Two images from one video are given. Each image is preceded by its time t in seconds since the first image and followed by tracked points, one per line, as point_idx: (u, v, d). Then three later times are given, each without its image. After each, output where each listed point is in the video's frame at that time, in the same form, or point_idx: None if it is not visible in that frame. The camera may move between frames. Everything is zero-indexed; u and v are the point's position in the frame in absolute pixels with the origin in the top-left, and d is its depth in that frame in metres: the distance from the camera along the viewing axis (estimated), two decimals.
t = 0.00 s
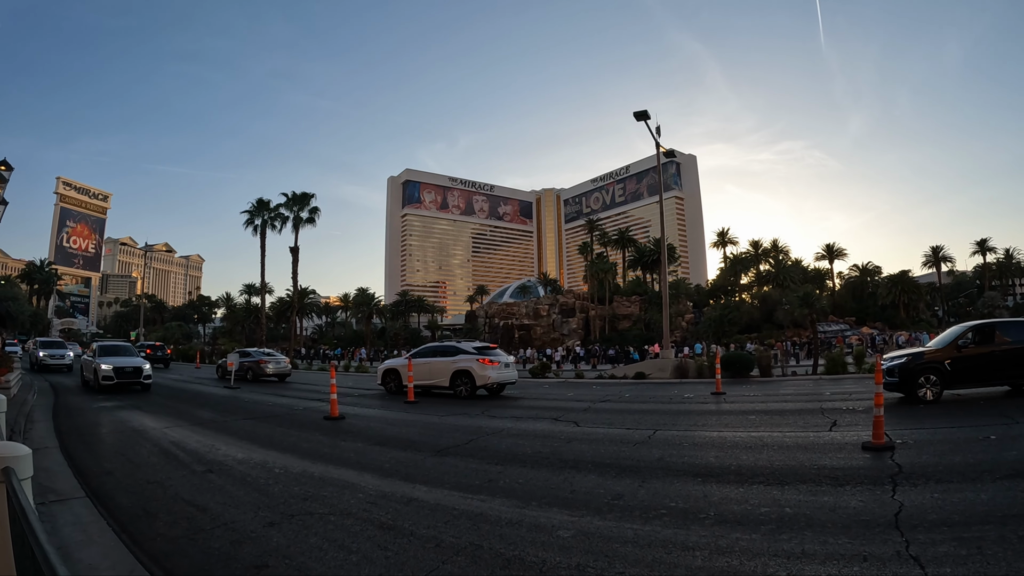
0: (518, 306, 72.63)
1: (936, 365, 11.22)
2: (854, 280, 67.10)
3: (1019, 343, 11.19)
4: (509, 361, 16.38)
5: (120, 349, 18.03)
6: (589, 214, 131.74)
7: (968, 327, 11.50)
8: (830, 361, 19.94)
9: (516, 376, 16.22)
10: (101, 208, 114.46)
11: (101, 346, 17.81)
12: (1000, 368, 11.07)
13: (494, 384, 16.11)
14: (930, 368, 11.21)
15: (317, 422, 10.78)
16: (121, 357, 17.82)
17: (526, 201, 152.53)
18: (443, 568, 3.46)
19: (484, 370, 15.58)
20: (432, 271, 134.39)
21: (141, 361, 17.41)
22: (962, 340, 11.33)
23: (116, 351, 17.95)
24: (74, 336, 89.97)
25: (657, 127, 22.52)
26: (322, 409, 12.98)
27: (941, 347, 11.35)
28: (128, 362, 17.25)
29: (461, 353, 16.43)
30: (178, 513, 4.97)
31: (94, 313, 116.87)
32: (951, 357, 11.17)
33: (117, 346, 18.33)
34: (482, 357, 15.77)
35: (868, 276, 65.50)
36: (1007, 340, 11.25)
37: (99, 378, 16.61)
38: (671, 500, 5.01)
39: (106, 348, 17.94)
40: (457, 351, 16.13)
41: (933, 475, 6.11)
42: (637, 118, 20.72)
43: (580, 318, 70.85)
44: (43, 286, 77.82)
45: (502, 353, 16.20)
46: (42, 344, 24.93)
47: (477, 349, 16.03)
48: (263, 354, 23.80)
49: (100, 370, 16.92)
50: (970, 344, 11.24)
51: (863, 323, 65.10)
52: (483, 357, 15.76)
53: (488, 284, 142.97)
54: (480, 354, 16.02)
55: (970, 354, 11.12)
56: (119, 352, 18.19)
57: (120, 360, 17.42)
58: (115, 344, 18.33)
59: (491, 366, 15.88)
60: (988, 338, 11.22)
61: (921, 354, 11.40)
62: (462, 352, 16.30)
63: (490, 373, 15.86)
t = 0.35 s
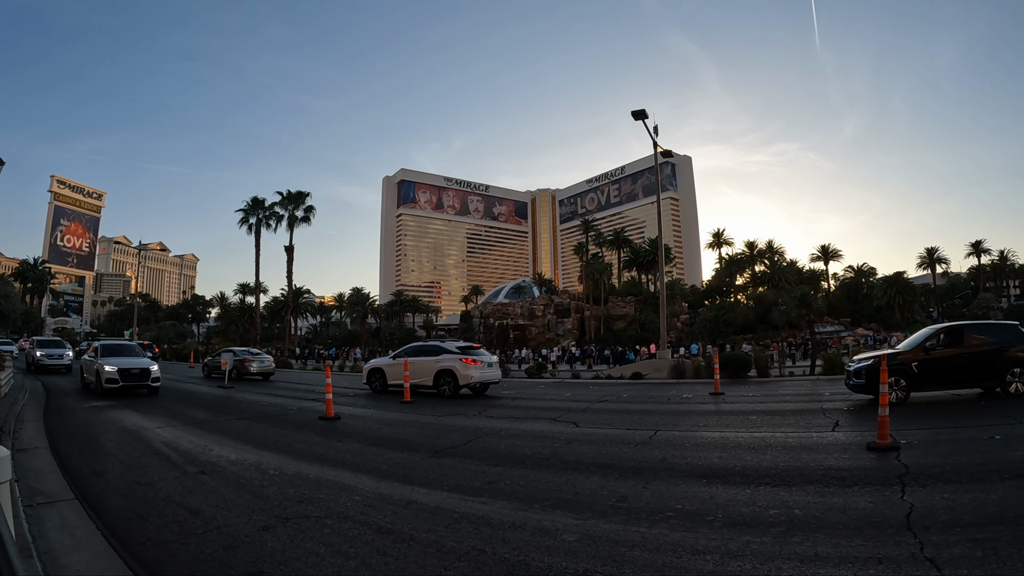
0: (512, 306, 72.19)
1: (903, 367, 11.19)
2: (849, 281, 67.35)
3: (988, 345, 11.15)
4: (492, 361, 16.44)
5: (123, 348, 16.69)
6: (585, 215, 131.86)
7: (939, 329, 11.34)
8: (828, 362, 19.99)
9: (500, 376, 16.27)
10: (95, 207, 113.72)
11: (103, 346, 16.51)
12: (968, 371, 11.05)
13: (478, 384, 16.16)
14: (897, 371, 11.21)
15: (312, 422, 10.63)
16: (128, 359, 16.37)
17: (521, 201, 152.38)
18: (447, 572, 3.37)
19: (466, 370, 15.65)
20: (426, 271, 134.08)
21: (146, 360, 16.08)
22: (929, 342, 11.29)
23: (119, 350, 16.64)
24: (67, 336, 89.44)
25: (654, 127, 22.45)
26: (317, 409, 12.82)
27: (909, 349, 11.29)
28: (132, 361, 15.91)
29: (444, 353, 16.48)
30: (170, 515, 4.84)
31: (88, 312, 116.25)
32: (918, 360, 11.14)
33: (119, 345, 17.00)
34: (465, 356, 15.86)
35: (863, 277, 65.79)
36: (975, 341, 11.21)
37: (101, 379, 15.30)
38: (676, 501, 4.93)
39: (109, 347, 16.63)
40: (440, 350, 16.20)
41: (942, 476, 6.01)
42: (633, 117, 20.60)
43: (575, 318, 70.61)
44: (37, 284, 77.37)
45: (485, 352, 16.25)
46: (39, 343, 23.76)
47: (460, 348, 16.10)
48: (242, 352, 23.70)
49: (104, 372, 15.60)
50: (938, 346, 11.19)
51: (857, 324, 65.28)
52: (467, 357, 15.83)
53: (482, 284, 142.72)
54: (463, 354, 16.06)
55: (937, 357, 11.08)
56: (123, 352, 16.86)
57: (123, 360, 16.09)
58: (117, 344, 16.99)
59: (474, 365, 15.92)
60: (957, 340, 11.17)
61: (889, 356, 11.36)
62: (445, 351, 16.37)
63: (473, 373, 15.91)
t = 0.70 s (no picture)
0: (512, 307, 72.10)
1: (879, 370, 11.04)
2: (848, 283, 67.57)
3: (962, 347, 11.13)
4: (479, 361, 16.54)
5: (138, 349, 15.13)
6: (584, 216, 131.83)
7: (909, 331, 11.31)
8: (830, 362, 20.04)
9: (488, 376, 16.32)
10: (95, 207, 113.58)
11: (116, 346, 14.96)
12: (943, 374, 10.97)
13: (466, 384, 16.24)
14: (872, 373, 11.04)
15: (313, 423, 10.54)
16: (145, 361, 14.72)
17: (520, 202, 152.31)
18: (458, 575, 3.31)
19: (454, 370, 15.75)
20: (425, 272, 133.95)
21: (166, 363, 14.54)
22: (903, 345, 11.19)
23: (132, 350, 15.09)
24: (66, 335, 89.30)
25: (656, 128, 22.41)
26: (319, 409, 12.74)
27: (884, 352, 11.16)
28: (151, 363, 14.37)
29: (433, 354, 16.56)
30: (171, 518, 4.75)
31: (88, 311, 116.12)
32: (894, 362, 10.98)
33: (132, 346, 15.41)
34: (452, 357, 15.96)
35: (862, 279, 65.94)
36: (949, 344, 11.14)
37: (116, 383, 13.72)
38: (688, 503, 4.90)
39: (122, 348, 15.02)
40: (429, 351, 16.27)
41: (953, 476, 5.93)
42: (636, 118, 20.58)
43: (575, 319, 70.50)
44: (36, 284, 77.29)
45: (473, 353, 16.34)
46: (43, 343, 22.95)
47: (448, 349, 16.18)
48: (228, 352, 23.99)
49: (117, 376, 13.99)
50: (913, 349, 11.08)
51: (857, 326, 65.34)
52: (454, 357, 15.93)
53: (481, 284, 142.59)
54: (451, 355, 16.14)
55: (912, 360, 10.97)
56: (137, 352, 15.32)
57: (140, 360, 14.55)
58: (130, 343, 15.42)
59: (461, 366, 16.01)
60: (932, 343, 11.08)
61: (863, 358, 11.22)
62: (434, 352, 16.47)
63: (460, 373, 16.01)
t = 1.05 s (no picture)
0: (510, 307, 72.06)
1: (848, 373, 11.09)
2: (846, 284, 67.86)
3: (933, 351, 11.08)
4: (468, 362, 16.56)
5: (161, 351, 13.24)
6: (583, 216, 131.85)
7: (878, 335, 11.32)
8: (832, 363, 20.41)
9: (475, 376, 16.35)
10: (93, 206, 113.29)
11: (137, 348, 13.11)
12: (913, 378, 10.93)
13: (454, 385, 16.30)
14: (840, 377, 11.11)
15: (315, 425, 10.50)
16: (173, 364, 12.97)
17: (519, 202, 152.23)
18: None
19: (440, 370, 15.81)
20: (423, 272, 133.87)
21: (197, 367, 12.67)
22: (873, 348, 11.21)
23: (155, 353, 13.21)
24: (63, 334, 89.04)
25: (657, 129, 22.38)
26: (320, 411, 12.69)
27: (854, 355, 11.20)
28: (180, 366, 12.51)
29: (421, 354, 16.60)
30: (177, 523, 4.75)
31: (85, 311, 115.82)
32: (863, 366, 11.03)
33: (155, 348, 13.54)
34: (440, 358, 16.02)
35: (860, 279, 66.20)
36: (920, 348, 11.12)
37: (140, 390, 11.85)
38: (696, 506, 4.92)
39: (143, 350, 13.13)
40: (416, 351, 16.30)
41: (957, 478, 5.94)
42: (638, 118, 20.60)
43: (573, 319, 70.42)
44: (34, 283, 77.18)
45: (461, 354, 16.34)
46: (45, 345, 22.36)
47: (436, 350, 16.21)
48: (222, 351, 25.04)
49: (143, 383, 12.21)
50: (884, 353, 11.09)
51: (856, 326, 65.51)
52: (441, 358, 15.97)
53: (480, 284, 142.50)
54: (438, 355, 16.17)
55: (882, 364, 10.98)
56: (161, 355, 13.48)
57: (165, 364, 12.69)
58: (152, 345, 13.55)
59: (449, 366, 16.06)
60: (902, 347, 11.07)
61: (833, 361, 11.27)
62: (422, 352, 16.51)
63: (448, 374, 16.05)
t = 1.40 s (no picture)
0: (509, 309, 72.07)
1: (814, 377, 11.18)
2: (845, 286, 67.95)
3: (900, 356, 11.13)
4: (454, 365, 16.56)
5: (194, 356, 11.23)
6: (581, 218, 131.99)
7: (844, 339, 11.39)
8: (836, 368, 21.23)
9: (461, 379, 16.33)
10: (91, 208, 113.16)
11: (167, 354, 11.10)
12: (878, 383, 10.98)
13: (439, 388, 16.29)
14: (805, 381, 11.19)
15: (316, 428, 10.49)
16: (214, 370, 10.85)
17: (517, 204, 152.23)
18: None
19: (426, 373, 15.80)
20: (421, 274, 133.72)
21: (241, 374, 10.73)
22: (839, 354, 11.28)
23: (186, 358, 11.16)
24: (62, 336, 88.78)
25: (654, 132, 22.37)
26: (320, 414, 12.66)
27: (820, 360, 11.27)
28: (222, 374, 10.54)
29: (408, 356, 16.60)
30: (180, 529, 4.75)
31: (84, 313, 115.74)
32: (828, 371, 11.10)
33: (185, 351, 11.50)
34: (425, 361, 16.02)
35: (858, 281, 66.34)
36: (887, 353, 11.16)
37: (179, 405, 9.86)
38: (697, 511, 4.93)
39: (175, 355, 11.05)
40: (402, 354, 16.40)
41: (957, 482, 5.96)
42: (636, 120, 20.58)
43: (572, 321, 70.45)
44: (33, 285, 77.10)
45: (447, 357, 16.35)
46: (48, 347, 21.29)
47: (421, 353, 16.21)
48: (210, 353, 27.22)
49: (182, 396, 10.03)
50: (849, 358, 11.16)
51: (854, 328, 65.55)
52: (427, 361, 15.98)
53: (478, 286, 142.39)
54: (424, 358, 16.17)
55: (847, 368, 11.05)
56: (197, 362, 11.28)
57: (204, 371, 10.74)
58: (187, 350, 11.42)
59: (434, 369, 16.05)
60: (869, 352, 11.13)
61: (800, 366, 11.35)
62: (408, 355, 16.51)
63: (433, 377, 16.05)
